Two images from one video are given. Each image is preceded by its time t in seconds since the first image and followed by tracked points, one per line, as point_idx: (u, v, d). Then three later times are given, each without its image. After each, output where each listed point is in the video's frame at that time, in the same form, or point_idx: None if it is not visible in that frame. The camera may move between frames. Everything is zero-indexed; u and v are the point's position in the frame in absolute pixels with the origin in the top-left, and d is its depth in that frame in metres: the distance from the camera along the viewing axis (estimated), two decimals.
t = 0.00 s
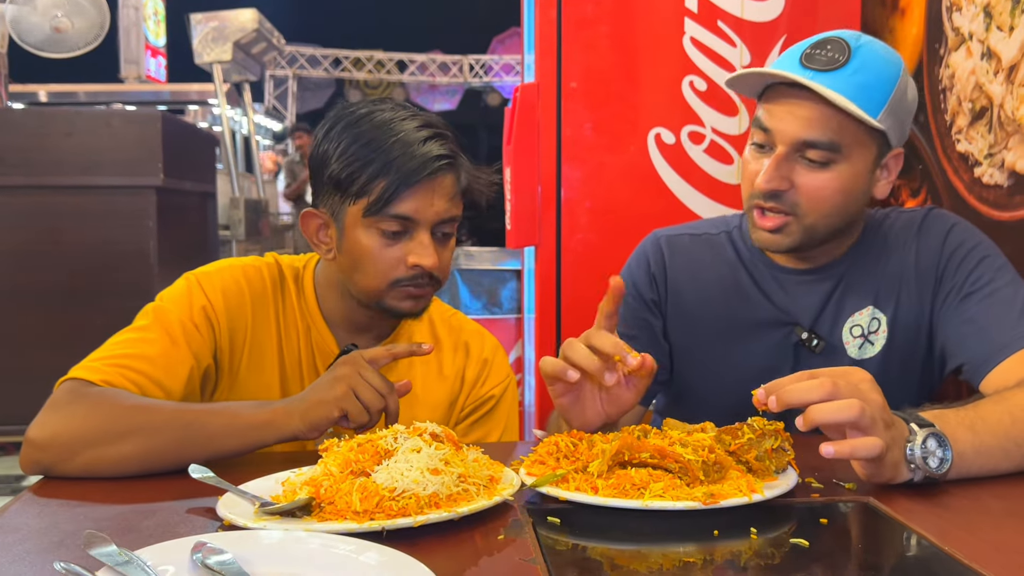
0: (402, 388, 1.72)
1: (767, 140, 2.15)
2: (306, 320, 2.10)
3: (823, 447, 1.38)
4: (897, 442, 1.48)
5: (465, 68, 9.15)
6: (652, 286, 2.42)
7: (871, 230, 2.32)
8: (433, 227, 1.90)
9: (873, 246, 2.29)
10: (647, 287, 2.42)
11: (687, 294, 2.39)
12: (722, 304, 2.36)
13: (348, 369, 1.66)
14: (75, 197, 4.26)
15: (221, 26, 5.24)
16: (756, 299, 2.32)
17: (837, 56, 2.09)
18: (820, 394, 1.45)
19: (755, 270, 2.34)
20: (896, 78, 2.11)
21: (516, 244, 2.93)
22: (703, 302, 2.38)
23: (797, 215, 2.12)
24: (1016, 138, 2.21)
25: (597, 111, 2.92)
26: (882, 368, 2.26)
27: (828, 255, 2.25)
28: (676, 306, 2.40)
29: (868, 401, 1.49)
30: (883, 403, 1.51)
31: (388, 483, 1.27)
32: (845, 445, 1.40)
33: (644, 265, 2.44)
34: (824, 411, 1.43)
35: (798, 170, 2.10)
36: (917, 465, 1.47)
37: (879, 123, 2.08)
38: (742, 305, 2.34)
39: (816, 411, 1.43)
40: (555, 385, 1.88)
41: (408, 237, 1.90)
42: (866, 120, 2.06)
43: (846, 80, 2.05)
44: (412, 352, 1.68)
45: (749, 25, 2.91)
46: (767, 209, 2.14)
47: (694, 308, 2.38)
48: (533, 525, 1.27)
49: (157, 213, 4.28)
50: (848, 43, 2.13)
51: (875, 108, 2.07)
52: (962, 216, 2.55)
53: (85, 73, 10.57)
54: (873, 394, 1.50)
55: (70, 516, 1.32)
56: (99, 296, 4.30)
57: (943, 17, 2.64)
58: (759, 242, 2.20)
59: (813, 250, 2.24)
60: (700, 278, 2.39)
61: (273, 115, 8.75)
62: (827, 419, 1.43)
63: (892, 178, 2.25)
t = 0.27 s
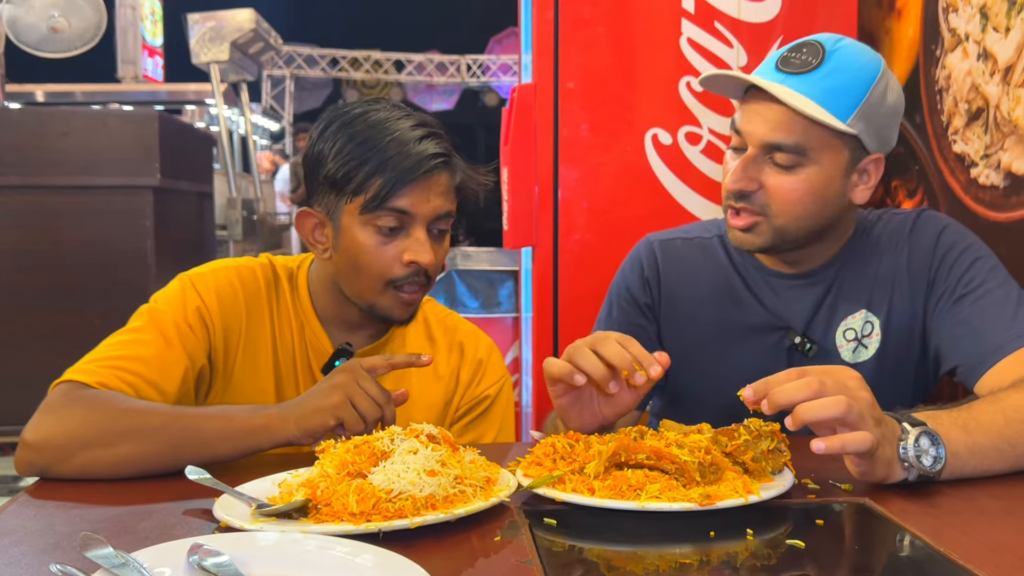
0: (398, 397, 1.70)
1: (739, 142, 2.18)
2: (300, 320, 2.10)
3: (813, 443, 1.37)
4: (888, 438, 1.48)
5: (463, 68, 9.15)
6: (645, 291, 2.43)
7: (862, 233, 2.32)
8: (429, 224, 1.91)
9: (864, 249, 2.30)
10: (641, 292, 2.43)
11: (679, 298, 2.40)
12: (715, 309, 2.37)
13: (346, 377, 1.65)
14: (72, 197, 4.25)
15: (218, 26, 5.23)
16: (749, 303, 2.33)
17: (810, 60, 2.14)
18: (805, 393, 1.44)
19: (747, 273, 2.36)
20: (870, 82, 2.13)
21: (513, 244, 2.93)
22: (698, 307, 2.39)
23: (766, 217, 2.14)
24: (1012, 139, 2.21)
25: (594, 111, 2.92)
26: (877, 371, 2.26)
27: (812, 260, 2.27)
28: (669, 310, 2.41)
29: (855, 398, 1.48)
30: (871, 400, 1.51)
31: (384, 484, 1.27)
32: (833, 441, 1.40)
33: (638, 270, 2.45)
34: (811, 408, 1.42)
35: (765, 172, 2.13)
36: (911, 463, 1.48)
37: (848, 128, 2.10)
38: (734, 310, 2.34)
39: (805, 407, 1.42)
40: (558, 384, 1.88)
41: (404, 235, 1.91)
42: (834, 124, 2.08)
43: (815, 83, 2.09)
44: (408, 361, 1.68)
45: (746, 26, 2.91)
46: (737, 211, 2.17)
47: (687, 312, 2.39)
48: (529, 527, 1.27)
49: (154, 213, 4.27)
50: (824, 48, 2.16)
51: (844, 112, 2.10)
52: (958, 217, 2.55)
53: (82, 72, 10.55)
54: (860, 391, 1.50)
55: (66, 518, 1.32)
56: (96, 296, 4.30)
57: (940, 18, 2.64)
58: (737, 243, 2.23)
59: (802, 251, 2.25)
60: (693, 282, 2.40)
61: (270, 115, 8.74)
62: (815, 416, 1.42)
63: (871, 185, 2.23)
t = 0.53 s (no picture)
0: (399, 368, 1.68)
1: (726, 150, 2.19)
2: (300, 317, 2.10)
3: (805, 441, 1.36)
4: (881, 438, 1.48)
5: (460, 69, 9.15)
6: (638, 294, 2.44)
7: (854, 236, 2.33)
8: (424, 215, 1.91)
9: (855, 253, 2.30)
10: (634, 295, 2.44)
11: (673, 302, 2.40)
12: (708, 312, 2.37)
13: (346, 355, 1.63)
14: (68, 198, 4.24)
15: (214, 27, 5.22)
16: (742, 307, 2.33)
17: (795, 69, 2.15)
18: (799, 392, 1.45)
19: (739, 275, 2.36)
20: (856, 90, 2.12)
21: (511, 244, 2.93)
22: (691, 311, 2.39)
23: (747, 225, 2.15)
24: (1007, 140, 2.22)
25: (591, 111, 2.92)
26: (872, 372, 2.27)
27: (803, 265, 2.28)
28: (662, 314, 2.42)
29: (848, 396, 1.48)
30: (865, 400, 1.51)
31: (380, 485, 1.27)
32: (825, 438, 1.40)
33: (631, 273, 2.45)
34: (801, 407, 1.43)
35: (747, 180, 2.13)
36: (905, 463, 1.48)
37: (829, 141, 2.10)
38: (727, 313, 2.35)
39: (797, 406, 1.42)
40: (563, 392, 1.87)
41: (400, 229, 1.91)
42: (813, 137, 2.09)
43: (798, 93, 2.10)
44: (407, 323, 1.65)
45: (742, 26, 2.91)
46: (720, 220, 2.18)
47: (681, 316, 2.40)
48: (524, 527, 1.27)
49: (150, 213, 4.26)
50: (810, 55, 2.16)
51: (825, 125, 2.10)
52: (954, 218, 2.55)
53: (78, 73, 10.53)
54: (854, 390, 1.50)
55: (61, 519, 1.32)
56: (92, 298, 4.29)
57: (935, 18, 2.65)
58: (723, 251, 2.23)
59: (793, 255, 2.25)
60: (686, 286, 2.40)
61: (267, 116, 8.73)
62: (807, 415, 1.43)
63: (856, 196, 2.21)
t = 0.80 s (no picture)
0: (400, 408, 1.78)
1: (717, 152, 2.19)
2: (291, 318, 2.10)
3: (796, 437, 1.38)
4: (874, 435, 1.48)
5: (457, 70, 9.15)
6: (633, 296, 2.44)
7: (848, 237, 2.33)
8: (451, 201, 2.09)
9: (849, 254, 2.30)
10: (629, 297, 2.44)
11: (667, 304, 2.41)
12: (702, 314, 2.37)
13: (361, 406, 1.70)
14: (64, 199, 4.23)
15: (211, 28, 5.22)
16: (736, 309, 2.34)
17: (787, 72, 2.14)
18: (787, 389, 1.46)
19: (733, 277, 2.36)
20: (848, 94, 2.11)
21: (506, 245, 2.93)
22: (685, 312, 2.39)
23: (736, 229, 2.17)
24: (1001, 140, 2.22)
25: (586, 112, 2.92)
26: (866, 373, 2.27)
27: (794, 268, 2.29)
28: (657, 316, 2.42)
29: (839, 393, 1.49)
30: (857, 397, 1.51)
31: (374, 486, 1.27)
32: (816, 433, 1.40)
33: (625, 275, 2.46)
34: (795, 403, 1.43)
35: (737, 184, 2.14)
36: (899, 461, 1.48)
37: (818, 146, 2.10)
38: (721, 315, 2.35)
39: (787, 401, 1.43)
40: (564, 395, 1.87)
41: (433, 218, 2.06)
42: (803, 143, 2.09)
43: (789, 97, 2.09)
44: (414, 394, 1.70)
45: (738, 27, 2.91)
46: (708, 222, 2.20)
47: (675, 318, 2.40)
48: (519, 528, 1.27)
49: (147, 214, 4.26)
50: (802, 58, 2.15)
51: (814, 129, 2.10)
52: (949, 218, 2.56)
53: (74, 74, 10.51)
54: (845, 387, 1.51)
55: (55, 521, 1.32)
56: (88, 299, 4.28)
57: (930, 19, 2.65)
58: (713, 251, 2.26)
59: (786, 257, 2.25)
60: (680, 288, 2.40)
61: (263, 117, 8.72)
62: (800, 411, 1.42)
63: (848, 200, 2.21)
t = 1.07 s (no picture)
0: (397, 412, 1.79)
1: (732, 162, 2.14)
2: (280, 320, 2.09)
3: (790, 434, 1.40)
4: (866, 432, 1.49)
5: (453, 71, 9.16)
6: (629, 297, 2.44)
7: (843, 237, 2.33)
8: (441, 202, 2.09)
9: (844, 254, 2.31)
10: (624, 298, 2.44)
11: (663, 304, 2.41)
12: (698, 314, 2.37)
13: (358, 415, 1.69)
14: (60, 200, 4.22)
15: (207, 29, 5.21)
16: (732, 309, 2.34)
17: (792, 72, 2.11)
18: (776, 389, 1.46)
19: (728, 277, 2.36)
20: (852, 89, 2.11)
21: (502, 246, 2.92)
22: (681, 313, 2.39)
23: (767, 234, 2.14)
24: (996, 140, 2.23)
25: (582, 112, 2.92)
26: (861, 373, 2.27)
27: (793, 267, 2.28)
28: (652, 316, 2.42)
29: (829, 390, 1.49)
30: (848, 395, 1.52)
31: (368, 486, 1.26)
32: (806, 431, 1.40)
33: (621, 275, 2.46)
34: (784, 402, 1.42)
35: (765, 191, 2.11)
36: (893, 459, 1.48)
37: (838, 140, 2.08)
38: (717, 315, 2.35)
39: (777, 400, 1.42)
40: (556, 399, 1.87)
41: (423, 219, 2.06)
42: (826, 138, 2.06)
43: (802, 96, 2.06)
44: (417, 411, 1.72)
45: (733, 28, 2.92)
46: (737, 232, 2.16)
47: (670, 319, 2.40)
48: (514, 528, 1.27)
49: (142, 215, 4.25)
50: (802, 57, 2.13)
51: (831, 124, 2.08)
52: (944, 218, 2.56)
53: (69, 76, 10.48)
54: (835, 385, 1.51)
55: (49, 521, 1.31)
56: (84, 301, 4.27)
57: (925, 19, 2.66)
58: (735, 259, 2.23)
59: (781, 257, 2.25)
60: (675, 289, 2.40)
61: (260, 118, 8.70)
62: (790, 408, 1.42)
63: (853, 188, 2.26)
